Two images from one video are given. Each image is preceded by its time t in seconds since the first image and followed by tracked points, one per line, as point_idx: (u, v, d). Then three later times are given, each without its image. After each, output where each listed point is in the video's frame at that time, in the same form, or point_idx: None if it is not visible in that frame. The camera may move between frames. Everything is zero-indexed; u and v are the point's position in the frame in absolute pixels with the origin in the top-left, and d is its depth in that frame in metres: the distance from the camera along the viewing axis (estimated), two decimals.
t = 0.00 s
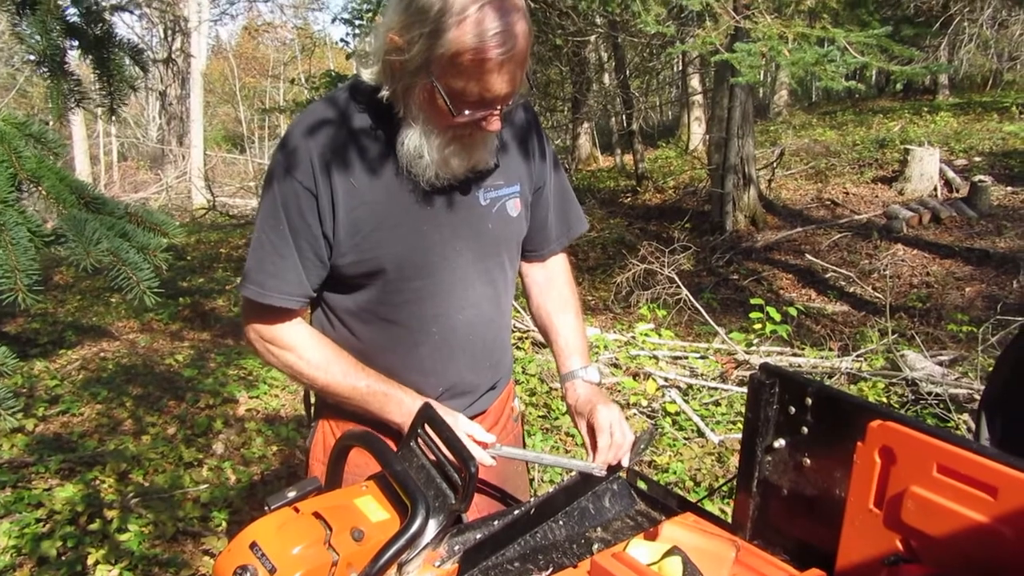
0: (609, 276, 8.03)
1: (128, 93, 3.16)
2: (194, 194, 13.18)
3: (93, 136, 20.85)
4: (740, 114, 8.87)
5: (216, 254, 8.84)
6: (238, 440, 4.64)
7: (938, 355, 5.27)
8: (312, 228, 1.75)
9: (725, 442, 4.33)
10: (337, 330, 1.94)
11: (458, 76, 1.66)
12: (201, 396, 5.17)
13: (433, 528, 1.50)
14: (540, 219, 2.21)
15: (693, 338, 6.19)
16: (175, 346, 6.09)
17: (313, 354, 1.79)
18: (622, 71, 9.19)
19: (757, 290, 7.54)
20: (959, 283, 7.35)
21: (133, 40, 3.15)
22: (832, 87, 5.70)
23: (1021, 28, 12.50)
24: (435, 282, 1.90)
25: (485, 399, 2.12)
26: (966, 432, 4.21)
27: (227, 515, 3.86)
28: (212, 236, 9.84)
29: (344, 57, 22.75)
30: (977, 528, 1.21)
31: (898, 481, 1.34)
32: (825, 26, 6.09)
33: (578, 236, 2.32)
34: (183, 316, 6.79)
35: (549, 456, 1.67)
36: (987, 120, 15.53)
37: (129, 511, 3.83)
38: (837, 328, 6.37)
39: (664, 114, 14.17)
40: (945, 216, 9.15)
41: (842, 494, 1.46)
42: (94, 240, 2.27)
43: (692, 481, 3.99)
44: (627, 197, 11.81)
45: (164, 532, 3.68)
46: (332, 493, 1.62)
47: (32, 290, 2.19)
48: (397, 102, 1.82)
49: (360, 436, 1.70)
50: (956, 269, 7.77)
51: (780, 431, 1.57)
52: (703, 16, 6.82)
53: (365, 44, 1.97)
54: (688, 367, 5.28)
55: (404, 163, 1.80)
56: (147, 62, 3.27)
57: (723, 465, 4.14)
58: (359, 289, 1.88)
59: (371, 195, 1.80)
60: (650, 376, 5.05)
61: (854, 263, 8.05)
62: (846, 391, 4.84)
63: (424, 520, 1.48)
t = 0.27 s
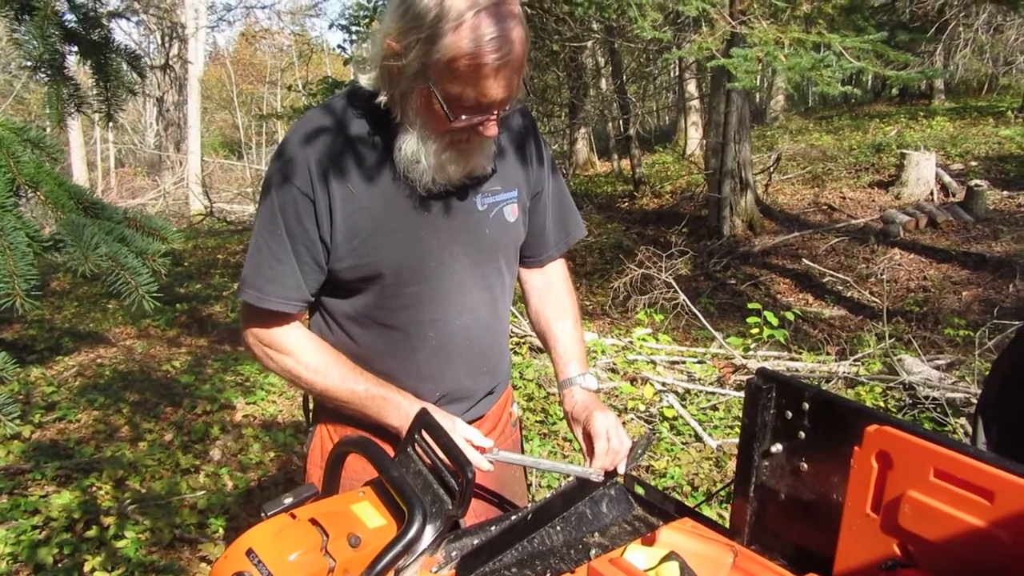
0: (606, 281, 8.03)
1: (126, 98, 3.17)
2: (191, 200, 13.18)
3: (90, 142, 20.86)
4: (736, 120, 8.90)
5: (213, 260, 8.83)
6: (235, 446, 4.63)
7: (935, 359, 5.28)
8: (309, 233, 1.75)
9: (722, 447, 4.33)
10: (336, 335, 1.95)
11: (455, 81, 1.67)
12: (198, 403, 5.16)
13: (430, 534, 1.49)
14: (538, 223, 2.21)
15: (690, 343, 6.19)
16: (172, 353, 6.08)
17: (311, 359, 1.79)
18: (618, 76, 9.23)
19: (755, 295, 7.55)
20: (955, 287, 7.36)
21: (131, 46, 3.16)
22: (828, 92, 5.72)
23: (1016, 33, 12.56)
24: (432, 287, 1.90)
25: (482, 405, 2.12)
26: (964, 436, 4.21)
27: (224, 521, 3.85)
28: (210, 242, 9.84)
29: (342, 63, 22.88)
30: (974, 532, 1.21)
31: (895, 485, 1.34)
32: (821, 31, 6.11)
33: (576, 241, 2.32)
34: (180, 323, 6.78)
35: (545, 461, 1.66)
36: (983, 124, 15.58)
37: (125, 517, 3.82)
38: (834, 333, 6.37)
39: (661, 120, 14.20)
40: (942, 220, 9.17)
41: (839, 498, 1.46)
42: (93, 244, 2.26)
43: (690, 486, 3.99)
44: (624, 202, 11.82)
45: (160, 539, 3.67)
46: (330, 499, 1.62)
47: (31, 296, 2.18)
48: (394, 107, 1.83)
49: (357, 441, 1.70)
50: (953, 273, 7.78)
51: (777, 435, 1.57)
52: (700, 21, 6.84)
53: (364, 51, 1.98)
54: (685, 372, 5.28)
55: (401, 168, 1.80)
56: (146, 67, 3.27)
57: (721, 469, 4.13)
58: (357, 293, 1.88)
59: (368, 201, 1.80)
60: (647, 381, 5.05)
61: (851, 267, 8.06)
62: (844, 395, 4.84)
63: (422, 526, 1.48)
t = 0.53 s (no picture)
0: (604, 282, 8.03)
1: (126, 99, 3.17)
2: (188, 203, 13.17)
3: (87, 145, 20.83)
4: (734, 120, 8.91)
5: (211, 263, 8.82)
6: (233, 449, 4.63)
7: (933, 358, 5.29)
8: (306, 234, 1.75)
9: (721, 447, 4.34)
10: (333, 337, 1.95)
11: (450, 82, 1.67)
12: (197, 405, 5.15)
13: (428, 535, 1.49)
14: (534, 224, 2.21)
15: (688, 343, 6.20)
16: (170, 355, 6.07)
17: (309, 361, 1.80)
18: (616, 77, 9.24)
19: (752, 295, 7.56)
20: (953, 286, 7.38)
21: (129, 47, 3.16)
22: (825, 92, 5.73)
23: (1012, 32, 12.59)
24: (429, 288, 1.90)
25: (478, 406, 2.12)
26: (962, 436, 4.22)
27: (223, 524, 3.84)
28: (208, 244, 9.82)
29: (339, 65, 22.88)
30: (972, 531, 1.21)
31: (893, 485, 1.34)
32: (817, 32, 6.12)
33: (573, 242, 2.32)
34: (178, 325, 6.77)
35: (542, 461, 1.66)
36: (980, 124, 15.61)
37: (124, 520, 3.82)
38: (832, 333, 6.38)
39: (658, 120, 14.21)
40: (939, 220, 9.19)
41: (837, 498, 1.46)
42: (93, 245, 2.27)
43: (689, 486, 3.99)
44: (621, 203, 11.83)
45: (159, 542, 3.66)
46: (327, 501, 1.62)
47: (31, 298, 2.17)
48: (390, 107, 1.83)
49: (354, 443, 1.70)
50: (950, 272, 7.79)
51: (775, 436, 1.58)
52: (696, 22, 6.85)
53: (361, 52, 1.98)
54: (684, 373, 5.29)
55: (398, 169, 1.81)
56: (144, 69, 3.28)
57: (719, 469, 4.14)
58: (354, 295, 1.88)
59: (365, 202, 1.80)
60: (646, 381, 5.05)
61: (848, 267, 8.07)
62: (842, 395, 4.85)
63: (419, 528, 1.48)
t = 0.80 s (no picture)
0: (601, 284, 8.04)
1: (121, 103, 3.17)
2: (184, 205, 13.15)
3: (83, 148, 20.80)
4: (730, 123, 8.92)
5: (207, 266, 8.81)
6: (229, 452, 4.62)
7: (928, 361, 5.31)
8: (306, 242, 1.75)
9: (717, 450, 4.34)
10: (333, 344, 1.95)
11: (446, 90, 1.67)
12: (192, 408, 5.14)
13: (425, 540, 1.49)
14: (531, 229, 2.22)
15: (684, 347, 6.21)
16: (166, 358, 6.06)
17: (335, 375, 1.78)
18: (612, 80, 9.26)
19: (749, 298, 7.57)
20: (948, 289, 7.39)
21: (125, 50, 3.16)
22: (820, 95, 5.75)
23: (1006, 36, 12.65)
24: (428, 295, 1.90)
25: (476, 410, 2.11)
26: (958, 439, 4.22)
27: (219, 528, 3.83)
28: (204, 247, 9.81)
29: (335, 68, 22.89)
30: (967, 535, 1.22)
31: (889, 488, 1.34)
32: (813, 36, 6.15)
33: (569, 245, 2.32)
34: (174, 328, 6.76)
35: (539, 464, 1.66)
36: (975, 127, 15.66)
37: (119, 524, 3.81)
38: (828, 336, 6.39)
39: (654, 123, 14.24)
40: (935, 223, 9.21)
41: (832, 501, 1.46)
42: (89, 249, 2.27)
43: (685, 489, 3.99)
44: (618, 206, 11.84)
45: (155, 545, 3.65)
46: (324, 506, 1.62)
47: (27, 302, 2.17)
48: (386, 116, 1.83)
49: (350, 448, 1.69)
50: (946, 275, 7.81)
51: (771, 439, 1.58)
52: (692, 26, 6.87)
53: (356, 57, 1.98)
54: (680, 376, 5.30)
55: (395, 176, 1.81)
56: (140, 72, 3.28)
57: (715, 472, 4.14)
58: (354, 302, 1.88)
59: (364, 210, 1.80)
60: (642, 385, 5.05)
61: (844, 270, 8.08)
62: (838, 398, 4.86)
63: (415, 532, 1.48)
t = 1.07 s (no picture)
0: (599, 286, 8.04)
1: (118, 104, 3.17)
2: (182, 206, 13.15)
3: (80, 148, 20.77)
4: (728, 125, 8.93)
5: (204, 266, 8.80)
6: (226, 453, 4.61)
7: (925, 363, 5.32)
8: (306, 244, 1.74)
9: (714, 452, 4.34)
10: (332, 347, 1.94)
11: (446, 91, 1.67)
12: (189, 409, 5.14)
13: (422, 541, 1.49)
14: (531, 229, 2.22)
15: (682, 348, 6.21)
16: (163, 359, 6.06)
17: (332, 378, 1.79)
18: (610, 81, 9.27)
19: (746, 299, 7.58)
20: (945, 291, 7.40)
21: (122, 52, 3.15)
22: (818, 97, 5.75)
23: (1004, 39, 12.67)
24: (429, 297, 1.90)
25: (477, 412, 2.11)
26: (954, 441, 4.23)
27: (215, 528, 3.83)
28: (201, 248, 9.80)
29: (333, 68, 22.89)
30: (963, 537, 1.22)
31: (885, 491, 1.35)
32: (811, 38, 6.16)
33: (568, 247, 2.32)
34: (171, 329, 6.75)
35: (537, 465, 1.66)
36: (972, 130, 15.69)
37: (116, 525, 3.80)
38: (825, 337, 6.40)
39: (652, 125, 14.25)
40: (932, 225, 9.22)
41: (829, 504, 1.47)
42: (85, 251, 2.26)
43: (682, 491, 4.00)
44: (616, 207, 11.84)
45: (151, 546, 3.65)
46: (320, 507, 1.62)
47: (22, 303, 2.16)
48: (387, 118, 1.83)
49: (348, 450, 1.69)
50: (943, 277, 7.83)
51: (768, 441, 1.58)
52: (690, 27, 6.88)
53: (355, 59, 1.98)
54: (678, 377, 5.30)
55: (395, 178, 1.80)
56: (137, 74, 3.27)
57: (713, 474, 4.15)
58: (355, 305, 1.88)
59: (364, 212, 1.80)
60: (639, 386, 5.05)
61: (842, 272, 8.09)
62: (835, 400, 4.86)
63: (411, 534, 1.47)
